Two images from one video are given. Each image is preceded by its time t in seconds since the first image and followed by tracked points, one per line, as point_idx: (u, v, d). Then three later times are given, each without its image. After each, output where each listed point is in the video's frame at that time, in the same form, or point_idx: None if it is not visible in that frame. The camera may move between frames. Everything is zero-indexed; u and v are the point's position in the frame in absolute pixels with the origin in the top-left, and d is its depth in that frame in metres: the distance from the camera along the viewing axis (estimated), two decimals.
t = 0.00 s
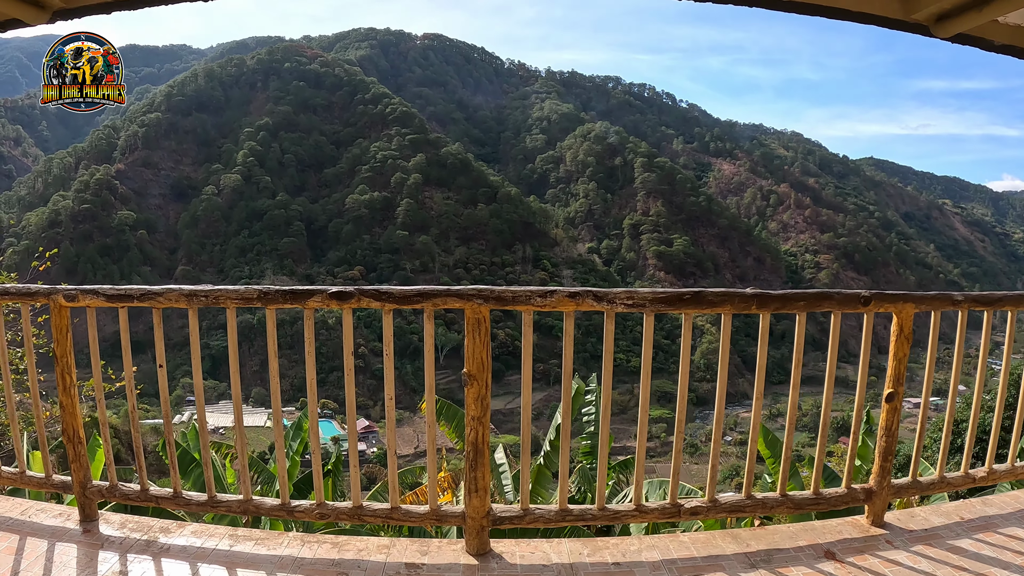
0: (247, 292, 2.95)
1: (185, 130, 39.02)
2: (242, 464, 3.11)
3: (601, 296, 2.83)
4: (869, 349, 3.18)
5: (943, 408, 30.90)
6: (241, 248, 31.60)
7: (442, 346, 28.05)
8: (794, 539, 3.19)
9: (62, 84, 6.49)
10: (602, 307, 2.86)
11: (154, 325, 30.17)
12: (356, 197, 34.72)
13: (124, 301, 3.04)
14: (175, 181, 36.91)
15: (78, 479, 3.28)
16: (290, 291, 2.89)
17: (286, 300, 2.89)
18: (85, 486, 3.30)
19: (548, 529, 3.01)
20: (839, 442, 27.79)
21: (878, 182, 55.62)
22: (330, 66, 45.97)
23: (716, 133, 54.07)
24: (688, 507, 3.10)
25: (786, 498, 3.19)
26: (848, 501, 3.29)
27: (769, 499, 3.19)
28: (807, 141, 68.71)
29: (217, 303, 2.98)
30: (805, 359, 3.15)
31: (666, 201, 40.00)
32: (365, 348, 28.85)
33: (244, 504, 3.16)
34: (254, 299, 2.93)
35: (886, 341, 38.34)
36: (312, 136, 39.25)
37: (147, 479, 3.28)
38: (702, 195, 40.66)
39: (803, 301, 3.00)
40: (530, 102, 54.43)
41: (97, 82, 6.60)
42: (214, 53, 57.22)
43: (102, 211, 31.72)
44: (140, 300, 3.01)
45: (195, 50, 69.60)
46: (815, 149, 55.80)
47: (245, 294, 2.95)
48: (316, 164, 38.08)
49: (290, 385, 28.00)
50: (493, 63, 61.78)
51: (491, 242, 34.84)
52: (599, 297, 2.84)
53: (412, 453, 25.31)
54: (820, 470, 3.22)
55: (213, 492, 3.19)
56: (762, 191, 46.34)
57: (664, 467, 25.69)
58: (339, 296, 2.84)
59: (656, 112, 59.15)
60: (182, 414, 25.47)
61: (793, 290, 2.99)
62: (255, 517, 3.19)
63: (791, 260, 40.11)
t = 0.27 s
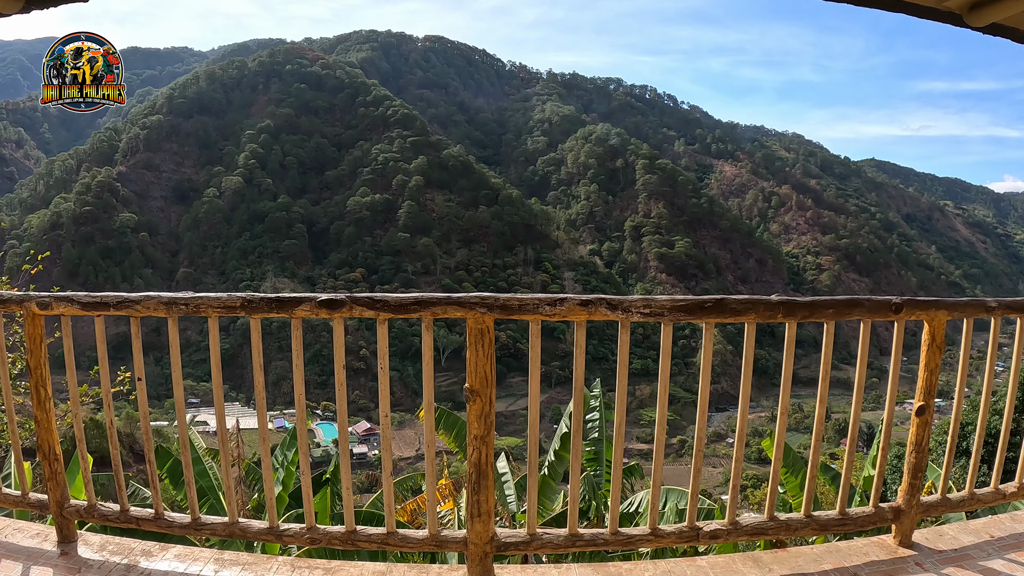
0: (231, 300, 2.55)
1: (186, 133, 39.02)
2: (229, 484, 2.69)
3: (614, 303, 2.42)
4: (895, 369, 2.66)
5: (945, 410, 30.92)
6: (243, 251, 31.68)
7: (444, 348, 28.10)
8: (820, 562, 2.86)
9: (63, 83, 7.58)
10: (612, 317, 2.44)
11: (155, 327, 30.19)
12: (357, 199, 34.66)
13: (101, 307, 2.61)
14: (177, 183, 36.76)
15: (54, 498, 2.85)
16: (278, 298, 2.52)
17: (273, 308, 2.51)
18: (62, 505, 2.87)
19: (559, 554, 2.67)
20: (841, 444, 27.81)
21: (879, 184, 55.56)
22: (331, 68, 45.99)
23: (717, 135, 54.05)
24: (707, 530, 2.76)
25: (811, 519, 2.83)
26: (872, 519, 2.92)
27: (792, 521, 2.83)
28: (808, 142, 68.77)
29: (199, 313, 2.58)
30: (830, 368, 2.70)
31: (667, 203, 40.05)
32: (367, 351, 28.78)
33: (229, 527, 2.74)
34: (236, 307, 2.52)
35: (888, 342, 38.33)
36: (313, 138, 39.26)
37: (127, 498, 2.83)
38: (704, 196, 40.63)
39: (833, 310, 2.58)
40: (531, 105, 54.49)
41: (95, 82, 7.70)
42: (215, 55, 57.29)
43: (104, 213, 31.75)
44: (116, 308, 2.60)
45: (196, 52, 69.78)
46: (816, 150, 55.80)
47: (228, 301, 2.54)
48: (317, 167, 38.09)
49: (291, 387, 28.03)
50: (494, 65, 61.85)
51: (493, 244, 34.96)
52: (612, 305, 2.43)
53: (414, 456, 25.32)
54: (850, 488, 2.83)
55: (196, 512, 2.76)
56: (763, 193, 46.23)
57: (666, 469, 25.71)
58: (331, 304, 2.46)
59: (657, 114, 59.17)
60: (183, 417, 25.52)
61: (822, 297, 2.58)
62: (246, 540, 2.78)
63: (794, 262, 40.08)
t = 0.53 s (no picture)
0: (200, 316, 2.37)
1: (186, 134, 39.05)
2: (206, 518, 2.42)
3: (625, 324, 2.25)
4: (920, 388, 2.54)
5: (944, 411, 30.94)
6: (242, 252, 31.76)
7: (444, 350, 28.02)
8: None
9: (63, 85, 7.31)
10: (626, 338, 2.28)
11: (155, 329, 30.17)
12: (357, 201, 34.62)
13: (61, 328, 2.50)
14: (177, 185, 36.67)
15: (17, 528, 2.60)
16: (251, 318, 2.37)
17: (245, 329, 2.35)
18: (26, 535, 2.61)
19: None
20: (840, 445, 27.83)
21: (878, 185, 55.36)
22: (331, 70, 46.05)
23: (717, 136, 54.03)
24: (723, 569, 2.45)
25: (836, 555, 2.55)
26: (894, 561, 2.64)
27: (815, 556, 2.55)
28: (808, 144, 68.82)
29: (163, 332, 2.41)
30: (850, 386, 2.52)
31: (667, 205, 40.12)
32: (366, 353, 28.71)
33: (203, 564, 2.47)
34: (203, 326, 2.35)
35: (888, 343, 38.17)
36: (313, 140, 39.27)
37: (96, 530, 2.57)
38: (704, 198, 40.65)
39: (862, 327, 2.41)
40: (531, 106, 54.57)
41: (96, 84, 7.51)
42: (215, 57, 57.41)
43: (104, 215, 31.87)
44: (76, 326, 2.47)
45: (196, 55, 69.84)
46: (816, 152, 55.82)
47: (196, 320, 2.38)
48: (317, 168, 38.12)
49: (290, 390, 28.10)
50: (494, 67, 61.96)
51: (493, 246, 35.12)
52: (623, 325, 2.27)
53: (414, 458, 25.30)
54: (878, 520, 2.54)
55: (167, 547, 2.49)
56: (763, 195, 46.04)
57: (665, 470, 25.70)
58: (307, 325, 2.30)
59: (658, 116, 59.19)
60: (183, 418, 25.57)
61: (851, 313, 2.41)
62: None
63: (793, 263, 40.11)
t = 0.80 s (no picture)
0: (184, 334, 2.39)
1: (188, 137, 39.05)
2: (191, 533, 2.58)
3: (657, 343, 2.25)
4: (974, 399, 2.64)
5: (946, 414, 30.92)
6: (244, 256, 31.85)
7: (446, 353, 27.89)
8: None
9: (64, 85, 8.01)
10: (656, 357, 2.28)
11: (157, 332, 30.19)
12: (359, 204, 34.62)
13: (37, 343, 2.52)
14: (179, 188, 36.62)
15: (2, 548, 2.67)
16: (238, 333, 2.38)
17: (232, 345, 2.36)
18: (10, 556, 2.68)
19: None
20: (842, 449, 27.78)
21: (880, 188, 54.89)
22: (333, 73, 46.06)
23: (719, 140, 54.01)
24: None
25: None
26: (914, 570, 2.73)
27: None
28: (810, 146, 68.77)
29: (143, 350, 2.43)
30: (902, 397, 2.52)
31: (669, 208, 40.12)
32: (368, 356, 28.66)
33: None
34: (189, 345, 2.37)
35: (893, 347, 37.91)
36: (315, 143, 39.29)
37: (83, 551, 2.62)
38: (705, 201, 40.71)
39: (910, 342, 2.43)
40: (533, 109, 54.57)
41: (96, 83, 8.22)
42: (216, 59, 57.45)
43: (105, 218, 31.93)
44: (51, 343, 2.50)
45: (198, 58, 69.93)
46: (817, 155, 55.88)
47: (181, 335, 2.40)
48: (319, 172, 38.15)
49: (292, 393, 28.35)
50: (495, 71, 62.00)
51: (494, 249, 35.22)
52: (654, 344, 2.27)
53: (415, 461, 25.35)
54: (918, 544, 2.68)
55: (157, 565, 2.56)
56: (765, 198, 46.05)
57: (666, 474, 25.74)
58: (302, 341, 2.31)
59: (659, 119, 59.16)
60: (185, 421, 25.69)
61: (897, 328, 2.41)
62: None
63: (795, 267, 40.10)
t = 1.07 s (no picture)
0: (175, 342, 2.35)
1: (191, 141, 39.08)
2: (181, 554, 2.51)
3: (708, 354, 2.15)
4: None
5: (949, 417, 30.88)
6: (247, 259, 31.90)
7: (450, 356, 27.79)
8: None
9: (63, 85, 7.71)
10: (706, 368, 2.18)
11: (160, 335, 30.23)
12: (362, 207, 34.61)
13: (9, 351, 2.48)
14: (182, 192, 36.59)
15: None
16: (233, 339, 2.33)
17: (225, 352, 2.31)
18: None
19: None
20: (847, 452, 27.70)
21: (883, 191, 54.89)
22: (336, 77, 46.08)
23: (722, 143, 53.97)
24: None
25: None
26: None
27: None
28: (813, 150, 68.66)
29: (130, 358, 2.40)
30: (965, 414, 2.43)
31: (672, 212, 40.09)
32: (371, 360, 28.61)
33: None
34: (180, 354, 2.33)
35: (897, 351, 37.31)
36: (318, 147, 39.30)
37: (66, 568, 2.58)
38: (708, 205, 40.72)
39: (973, 351, 2.34)
40: (536, 113, 54.56)
41: (95, 83, 7.87)
42: (219, 63, 57.55)
43: (109, 221, 31.98)
44: (28, 351, 2.46)
45: (202, 61, 70.09)
46: (820, 158, 55.86)
47: (171, 341, 2.36)
48: (322, 175, 38.17)
49: (296, 395, 28.68)
50: (498, 75, 62.04)
51: (497, 253, 35.19)
52: (705, 353, 2.17)
53: (419, 465, 25.43)
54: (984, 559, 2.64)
55: None
56: (769, 201, 46.02)
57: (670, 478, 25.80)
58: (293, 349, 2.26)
59: (662, 122, 59.07)
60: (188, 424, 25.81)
61: (960, 335, 2.34)
62: None
63: (799, 270, 40.06)
